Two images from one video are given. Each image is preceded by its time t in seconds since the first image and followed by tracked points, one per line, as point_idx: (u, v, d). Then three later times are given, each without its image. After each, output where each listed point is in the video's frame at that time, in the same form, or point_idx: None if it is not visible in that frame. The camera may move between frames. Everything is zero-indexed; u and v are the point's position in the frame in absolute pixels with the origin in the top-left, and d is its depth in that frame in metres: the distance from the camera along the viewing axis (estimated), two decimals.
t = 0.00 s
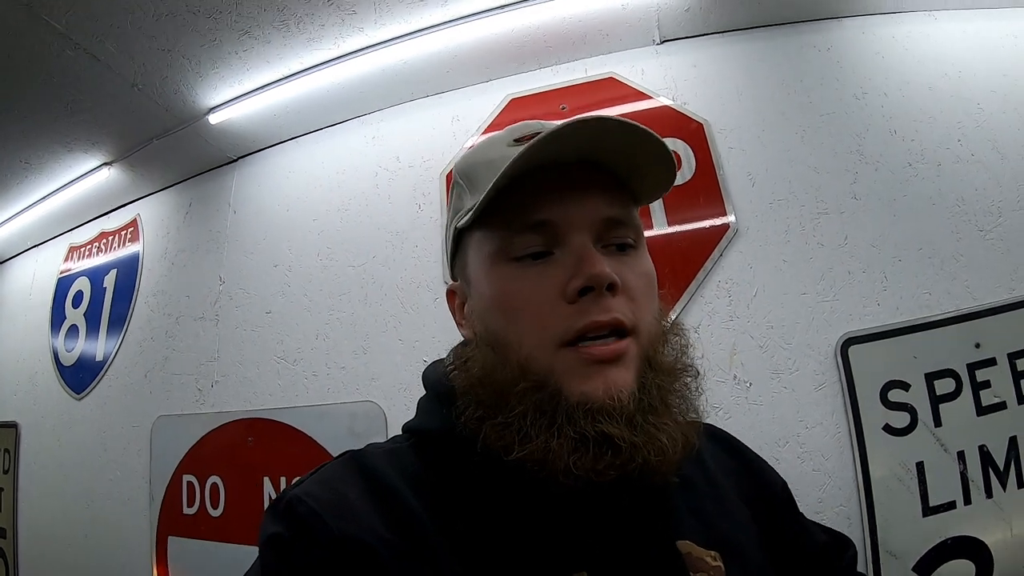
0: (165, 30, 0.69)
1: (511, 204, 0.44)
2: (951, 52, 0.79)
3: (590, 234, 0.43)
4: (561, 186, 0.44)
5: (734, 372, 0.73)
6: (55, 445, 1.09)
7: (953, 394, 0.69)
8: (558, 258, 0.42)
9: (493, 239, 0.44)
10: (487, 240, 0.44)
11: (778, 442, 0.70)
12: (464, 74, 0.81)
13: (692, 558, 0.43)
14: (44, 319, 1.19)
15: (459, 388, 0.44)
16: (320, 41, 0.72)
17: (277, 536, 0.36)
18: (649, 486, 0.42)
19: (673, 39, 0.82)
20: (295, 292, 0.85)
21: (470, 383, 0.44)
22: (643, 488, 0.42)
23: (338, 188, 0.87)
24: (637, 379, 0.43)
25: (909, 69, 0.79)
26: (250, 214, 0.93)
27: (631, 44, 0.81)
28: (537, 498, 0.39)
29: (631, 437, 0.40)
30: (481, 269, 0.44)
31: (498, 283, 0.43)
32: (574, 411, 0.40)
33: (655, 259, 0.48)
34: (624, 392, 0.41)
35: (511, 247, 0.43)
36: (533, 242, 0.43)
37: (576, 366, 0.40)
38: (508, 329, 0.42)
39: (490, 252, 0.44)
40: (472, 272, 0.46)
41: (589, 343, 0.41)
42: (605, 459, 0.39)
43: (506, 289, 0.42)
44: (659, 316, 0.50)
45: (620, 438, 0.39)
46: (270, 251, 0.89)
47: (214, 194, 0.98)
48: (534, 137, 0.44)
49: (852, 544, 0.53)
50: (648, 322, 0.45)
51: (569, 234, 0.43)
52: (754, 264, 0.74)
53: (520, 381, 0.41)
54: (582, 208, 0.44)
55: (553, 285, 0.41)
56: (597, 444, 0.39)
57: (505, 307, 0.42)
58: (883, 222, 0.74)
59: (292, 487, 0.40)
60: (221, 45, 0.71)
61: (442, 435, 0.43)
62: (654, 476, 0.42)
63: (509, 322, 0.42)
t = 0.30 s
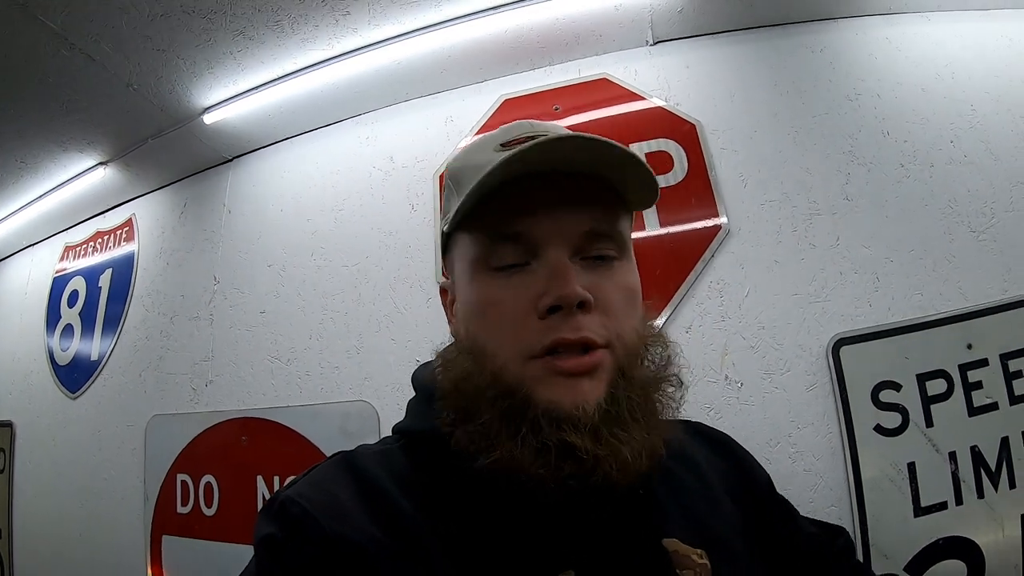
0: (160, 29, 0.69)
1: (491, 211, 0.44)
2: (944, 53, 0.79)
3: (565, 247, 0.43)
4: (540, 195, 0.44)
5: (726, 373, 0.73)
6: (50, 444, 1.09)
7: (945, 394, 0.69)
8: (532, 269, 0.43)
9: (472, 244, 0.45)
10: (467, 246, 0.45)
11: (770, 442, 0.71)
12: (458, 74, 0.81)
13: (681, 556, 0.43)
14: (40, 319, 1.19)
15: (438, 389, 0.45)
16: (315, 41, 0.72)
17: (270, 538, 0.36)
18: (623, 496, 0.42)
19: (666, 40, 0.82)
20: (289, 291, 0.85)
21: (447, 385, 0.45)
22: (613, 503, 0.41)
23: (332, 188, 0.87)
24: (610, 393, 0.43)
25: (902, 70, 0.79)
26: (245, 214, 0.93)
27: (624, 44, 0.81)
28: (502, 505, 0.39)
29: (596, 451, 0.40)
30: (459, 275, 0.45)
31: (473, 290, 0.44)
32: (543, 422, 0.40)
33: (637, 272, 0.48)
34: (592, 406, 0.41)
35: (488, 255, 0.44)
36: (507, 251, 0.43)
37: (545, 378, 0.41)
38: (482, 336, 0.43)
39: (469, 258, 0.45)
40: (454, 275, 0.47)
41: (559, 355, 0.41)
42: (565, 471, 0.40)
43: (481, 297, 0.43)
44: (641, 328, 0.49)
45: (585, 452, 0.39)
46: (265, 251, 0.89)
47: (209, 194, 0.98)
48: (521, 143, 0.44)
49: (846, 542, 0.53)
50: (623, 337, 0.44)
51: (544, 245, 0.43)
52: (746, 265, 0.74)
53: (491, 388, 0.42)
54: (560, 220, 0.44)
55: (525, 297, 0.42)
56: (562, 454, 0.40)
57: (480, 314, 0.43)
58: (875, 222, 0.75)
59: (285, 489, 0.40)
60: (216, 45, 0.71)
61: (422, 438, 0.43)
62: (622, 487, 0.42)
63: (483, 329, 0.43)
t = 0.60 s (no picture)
0: (164, 31, 0.69)
1: (460, 220, 0.46)
2: (948, 60, 0.79)
3: (535, 245, 0.44)
4: (503, 195, 0.45)
5: (727, 379, 0.73)
6: (51, 443, 1.10)
7: (947, 402, 0.69)
8: (503, 271, 0.43)
9: (449, 251, 0.47)
10: (443, 256, 0.47)
11: (771, 449, 0.71)
12: (462, 77, 0.81)
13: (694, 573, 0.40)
14: (42, 318, 1.19)
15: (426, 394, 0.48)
16: (318, 44, 0.72)
17: (270, 547, 0.37)
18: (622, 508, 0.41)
19: (670, 45, 0.82)
20: (291, 293, 0.85)
21: (432, 388, 0.47)
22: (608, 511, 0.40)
23: (334, 189, 0.87)
24: (592, 390, 0.43)
25: (906, 76, 0.79)
26: (246, 215, 0.93)
27: (627, 49, 0.81)
28: (489, 514, 0.39)
29: (577, 455, 0.40)
30: (439, 284, 0.47)
31: (452, 296, 0.45)
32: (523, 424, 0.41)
33: (619, 258, 0.47)
34: (571, 404, 0.41)
35: (461, 262, 0.46)
36: (480, 255, 0.45)
37: (520, 378, 0.42)
38: (461, 341, 0.45)
39: (446, 267, 0.47)
40: (436, 284, 0.49)
41: (535, 356, 0.42)
42: (547, 482, 0.39)
43: (459, 303, 0.45)
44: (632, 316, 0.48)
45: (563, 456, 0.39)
46: (266, 253, 0.89)
47: (212, 195, 0.98)
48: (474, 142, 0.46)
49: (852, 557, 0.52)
50: (604, 329, 0.44)
51: (513, 246, 0.43)
52: (748, 271, 0.74)
53: (470, 389, 0.44)
54: (525, 218, 0.44)
55: (496, 300, 0.43)
56: (541, 458, 0.40)
57: (456, 321, 0.45)
58: (878, 229, 0.74)
59: (287, 498, 0.41)
60: (219, 47, 0.71)
61: (412, 445, 0.45)
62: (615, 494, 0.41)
63: (461, 334, 0.45)
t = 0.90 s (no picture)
0: (167, 30, 0.69)
1: (477, 207, 0.46)
2: (947, 63, 0.80)
3: (554, 236, 0.44)
4: (521, 184, 0.45)
5: (725, 380, 0.73)
6: (51, 440, 1.10)
7: (943, 404, 0.69)
8: (521, 262, 0.43)
9: (464, 239, 0.47)
10: (458, 244, 0.47)
11: (769, 450, 0.71)
12: (464, 78, 0.82)
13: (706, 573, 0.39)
14: (42, 315, 1.19)
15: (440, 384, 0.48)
16: (321, 44, 0.72)
17: (277, 539, 0.37)
18: (639, 509, 0.41)
19: (670, 48, 0.83)
20: (292, 292, 0.86)
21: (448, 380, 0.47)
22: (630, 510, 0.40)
23: (336, 189, 0.87)
24: (608, 385, 0.43)
25: (905, 80, 0.80)
26: (248, 214, 0.94)
27: (628, 51, 0.82)
28: (503, 514, 0.40)
29: (592, 458, 0.41)
30: (454, 272, 0.47)
31: (468, 286, 0.45)
32: (539, 420, 0.42)
33: (637, 251, 0.47)
34: (588, 402, 0.42)
35: (477, 251, 0.46)
36: (497, 244, 0.45)
37: (537, 372, 0.42)
38: (476, 331, 0.45)
39: (461, 255, 0.47)
40: (450, 272, 0.49)
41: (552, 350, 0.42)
42: (560, 488, 0.40)
43: (475, 293, 0.45)
44: (649, 311, 0.48)
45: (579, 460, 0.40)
46: (268, 251, 0.90)
47: (213, 193, 0.99)
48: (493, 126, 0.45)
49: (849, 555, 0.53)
50: (622, 323, 0.44)
51: (531, 236, 0.43)
52: (747, 273, 0.75)
53: (486, 380, 0.44)
54: (544, 209, 0.44)
55: (514, 290, 0.43)
56: (557, 462, 0.41)
57: (473, 310, 0.45)
58: (876, 231, 0.75)
59: (294, 490, 0.41)
60: (222, 46, 0.72)
61: (425, 438, 0.46)
62: (632, 498, 0.41)
63: (477, 323, 0.45)
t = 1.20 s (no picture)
0: (161, 32, 0.69)
1: (479, 208, 0.46)
2: (939, 66, 0.81)
3: (556, 239, 0.44)
4: (525, 187, 0.45)
5: (716, 381, 0.74)
6: (45, 441, 1.10)
7: (933, 405, 0.70)
8: (522, 265, 0.43)
9: (465, 241, 0.46)
10: (459, 245, 0.47)
11: (761, 451, 0.71)
12: (459, 79, 0.82)
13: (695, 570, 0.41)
14: (37, 316, 1.19)
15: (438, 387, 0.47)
16: (315, 46, 0.72)
17: (270, 538, 0.38)
18: (632, 504, 0.42)
19: (663, 50, 0.83)
20: (286, 293, 0.86)
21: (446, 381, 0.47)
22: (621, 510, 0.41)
23: (330, 190, 0.88)
24: (609, 389, 0.43)
25: (897, 83, 0.80)
26: (243, 215, 0.94)
27: (621, 53, 0.82)
28: (500, 516, 0.40)
29: (592, 456, 0.40)
30: (454, 272, 0.47)
31: (468, 287, 0.45)
32: (539, 419, 0.41)
33: (637, 257, 0.47)
34: (588, 404, 0.41)
35: (479, 252, 0.45)
36: (499, 247, 0.45)
37: (537, 375, 0.41)
38: (476, 332, 0.44)
39: (461, 256, 0.46)
40: (450, 272, 0.48)
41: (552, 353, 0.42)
42: (559, 485, 0.40)
43: (475, 295, 0.44)
44: (647, 317, 0.49)
45: (578, 458, 0.40)
46: (262, 252, 0.90)
47: (208, 194, 0.99)
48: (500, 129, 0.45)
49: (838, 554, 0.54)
50: (623, 327, 0.44)
51: (534, 239, 0.44)
52: (738, 274, 0.75)
53: (485, 383, 0.43)
54: (547, 212, 0.44)
55: (516, 292, 0.42)
56: (556, 460, 0.41)
57: (474, 311, 0.44)
58: (867, 234, 0.75)
59: (288, 488, 0.41)
60: (216, 48, 0.72)
61: (420, 438, 0.45)
62: (628, 495, 0.42)
63: (477, 325, 0.44)
